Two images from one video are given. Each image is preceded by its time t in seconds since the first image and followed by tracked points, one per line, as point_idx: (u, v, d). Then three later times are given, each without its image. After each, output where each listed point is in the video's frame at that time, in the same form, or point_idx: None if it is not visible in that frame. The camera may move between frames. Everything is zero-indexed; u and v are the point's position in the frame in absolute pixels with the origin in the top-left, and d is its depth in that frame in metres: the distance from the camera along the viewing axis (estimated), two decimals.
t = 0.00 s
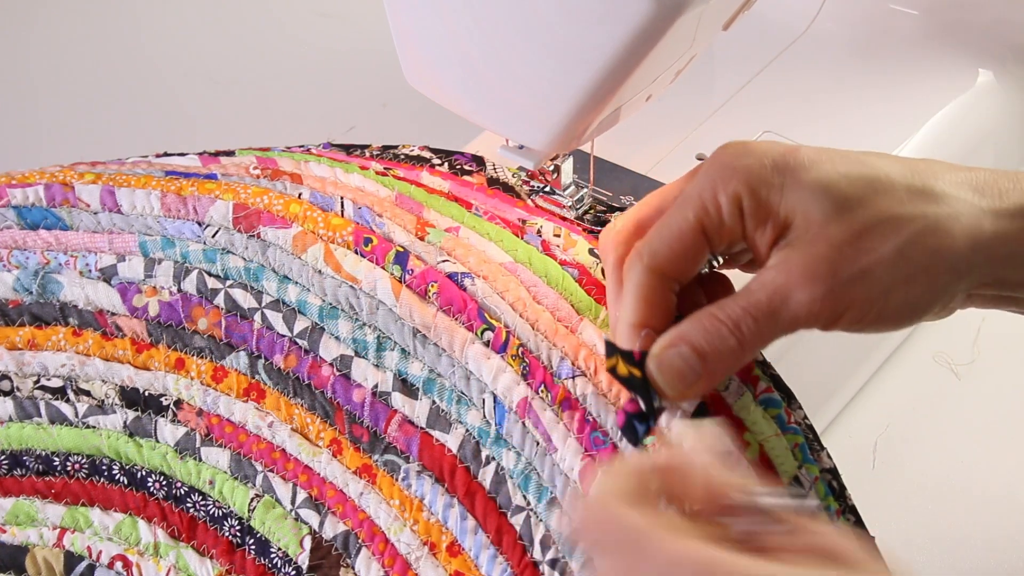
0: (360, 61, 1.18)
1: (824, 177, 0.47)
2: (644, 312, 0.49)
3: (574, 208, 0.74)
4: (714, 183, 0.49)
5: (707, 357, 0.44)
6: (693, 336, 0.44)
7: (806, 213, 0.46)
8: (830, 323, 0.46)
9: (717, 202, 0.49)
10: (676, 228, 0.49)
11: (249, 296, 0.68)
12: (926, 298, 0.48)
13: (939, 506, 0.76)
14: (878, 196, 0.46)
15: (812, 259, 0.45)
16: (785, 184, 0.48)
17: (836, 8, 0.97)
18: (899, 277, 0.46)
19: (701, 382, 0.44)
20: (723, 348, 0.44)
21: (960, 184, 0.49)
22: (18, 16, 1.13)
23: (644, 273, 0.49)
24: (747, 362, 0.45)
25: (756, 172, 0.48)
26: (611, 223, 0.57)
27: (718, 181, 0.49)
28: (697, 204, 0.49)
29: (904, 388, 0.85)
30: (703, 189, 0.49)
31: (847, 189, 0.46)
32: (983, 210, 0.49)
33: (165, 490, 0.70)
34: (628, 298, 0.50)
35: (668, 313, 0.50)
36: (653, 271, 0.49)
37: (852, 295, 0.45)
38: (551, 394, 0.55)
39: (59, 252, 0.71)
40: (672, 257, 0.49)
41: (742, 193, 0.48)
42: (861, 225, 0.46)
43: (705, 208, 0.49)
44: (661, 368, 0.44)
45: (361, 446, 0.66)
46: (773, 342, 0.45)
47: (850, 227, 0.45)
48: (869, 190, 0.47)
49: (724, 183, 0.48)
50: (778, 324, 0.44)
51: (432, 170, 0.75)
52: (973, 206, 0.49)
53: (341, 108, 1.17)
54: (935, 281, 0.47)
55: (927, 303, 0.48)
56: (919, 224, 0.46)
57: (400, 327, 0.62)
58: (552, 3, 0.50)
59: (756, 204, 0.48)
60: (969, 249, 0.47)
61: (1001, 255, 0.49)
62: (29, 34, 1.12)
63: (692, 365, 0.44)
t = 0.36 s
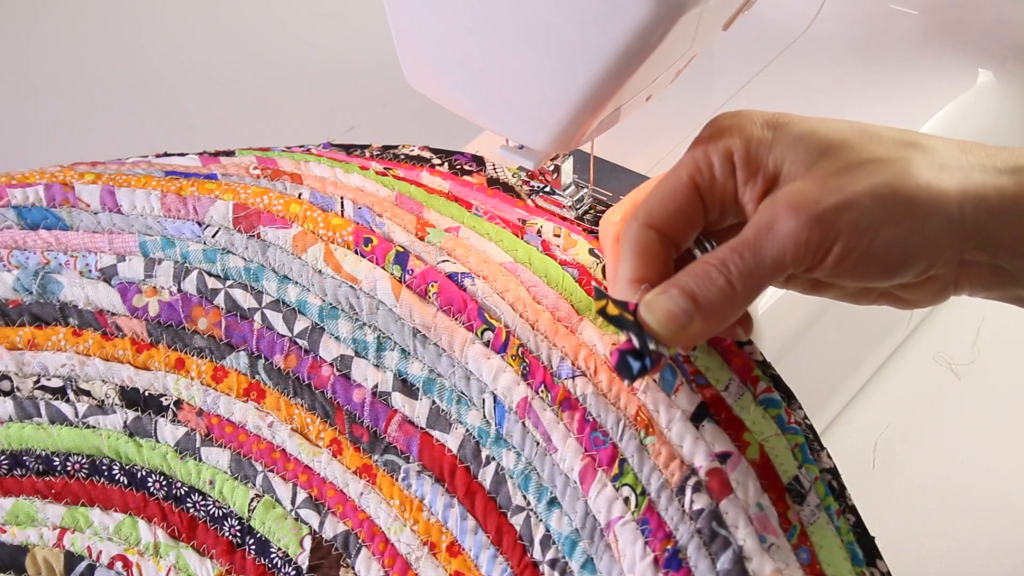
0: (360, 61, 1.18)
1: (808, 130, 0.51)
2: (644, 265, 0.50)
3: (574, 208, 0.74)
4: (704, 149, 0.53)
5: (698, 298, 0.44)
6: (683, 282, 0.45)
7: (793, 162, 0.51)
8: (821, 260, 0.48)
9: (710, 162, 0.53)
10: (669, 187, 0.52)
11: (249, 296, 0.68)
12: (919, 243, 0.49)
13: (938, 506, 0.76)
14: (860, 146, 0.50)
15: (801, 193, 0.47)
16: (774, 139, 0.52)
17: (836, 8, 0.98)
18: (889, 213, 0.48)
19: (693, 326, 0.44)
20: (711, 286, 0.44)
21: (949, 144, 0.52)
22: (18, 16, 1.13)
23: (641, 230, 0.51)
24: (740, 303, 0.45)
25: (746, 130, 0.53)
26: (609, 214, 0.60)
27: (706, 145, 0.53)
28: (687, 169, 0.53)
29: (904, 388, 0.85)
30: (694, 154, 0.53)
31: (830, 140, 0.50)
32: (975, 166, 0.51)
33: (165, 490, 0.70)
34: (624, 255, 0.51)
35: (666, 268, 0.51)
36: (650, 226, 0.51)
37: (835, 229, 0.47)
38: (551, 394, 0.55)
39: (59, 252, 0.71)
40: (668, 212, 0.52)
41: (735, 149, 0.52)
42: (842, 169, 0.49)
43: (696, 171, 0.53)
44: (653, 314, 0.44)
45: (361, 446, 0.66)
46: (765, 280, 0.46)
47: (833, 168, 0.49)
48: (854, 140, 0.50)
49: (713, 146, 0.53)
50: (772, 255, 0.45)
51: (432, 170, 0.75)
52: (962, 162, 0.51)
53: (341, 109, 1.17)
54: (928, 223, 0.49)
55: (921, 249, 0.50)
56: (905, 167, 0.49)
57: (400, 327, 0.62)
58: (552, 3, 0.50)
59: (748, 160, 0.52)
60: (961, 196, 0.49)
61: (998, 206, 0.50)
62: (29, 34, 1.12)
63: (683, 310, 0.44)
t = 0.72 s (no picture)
0: (360, 61, 1.18)
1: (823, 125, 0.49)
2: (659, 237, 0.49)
3: (574, 208, 0.73)
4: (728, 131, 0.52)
5: (715, 269, 0.41)
6: (699, 254, 0.41)
7: (809, 154, 0.49)
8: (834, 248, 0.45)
9: (730, 149, 0.52)
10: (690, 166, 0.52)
11: (248, 296, 0.68)
12: (929, 240, 0.48)
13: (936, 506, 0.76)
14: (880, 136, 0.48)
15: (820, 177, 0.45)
16: (790, 133, 0.50)
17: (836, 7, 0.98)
18: (906, 203, 0.45)
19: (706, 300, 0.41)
20: (729, 259, 0.41)
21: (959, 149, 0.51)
22: (17, 16, 1.13)
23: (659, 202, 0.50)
24: (754, 283, 0.42)
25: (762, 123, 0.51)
26: (614, 200, 0.59)
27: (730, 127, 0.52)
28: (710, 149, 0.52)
29: (902, 389, 0.85)
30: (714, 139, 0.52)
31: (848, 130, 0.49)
32: (985, 172, 0.50)
33: (165, 490, 0.70)
34: (638, 226, 0.50)
35: (679, 240, 0.49)
36: (668, 201, 0.50)
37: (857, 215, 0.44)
38: (551, 394, 0.56)
39: (59, 252, 0.71)
40: (686, 189, 0.51)
41: (753, 140, 0.51)
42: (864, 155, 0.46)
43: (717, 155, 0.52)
44: (666, 282, 0.41)
45: (361, 446, 0.66)
46: (782, 259, 0.42)
47: (852, 158, 0.47)
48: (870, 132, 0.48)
49: (737, 131, 0.51)
50: (790, 236, 0.43)
51: (432, 170, 0.75)
52: (973, 166, 0.50)
53: (340, 109, 1.17)
54: (944, 219, 0.47)
55: (932, 246, 0.48)
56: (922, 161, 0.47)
57: (400, 327, 0.62)
58: (552, 4, 0.50)
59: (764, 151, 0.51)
60: (973, 197, 0.48)
61: (1009, 210, 0.49)
62: (29, 34, 1.12)
63: (699, 281, 0.40)
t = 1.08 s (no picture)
0: (360, 61, 1.18)
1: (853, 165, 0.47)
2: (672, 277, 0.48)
3: (574, 208, 0.73)
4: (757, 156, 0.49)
5: (727, 315, 0.43)
6: (713, 297, 0.43)
7: (834, 196, 0.47)
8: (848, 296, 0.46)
9: (755, 178, 0.49)
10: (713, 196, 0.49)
11: (248, 296, 0.68)
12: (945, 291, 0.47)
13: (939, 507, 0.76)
14: (908, 183, 0.47)
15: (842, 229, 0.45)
16: (818, 171, 0.48)
17: (836, 8, 0.98)
18: (921, 256, 0.46)
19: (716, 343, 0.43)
20: (742, 306, 0.43)
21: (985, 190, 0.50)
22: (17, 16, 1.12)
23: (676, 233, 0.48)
24: (762, 327, 0.44)
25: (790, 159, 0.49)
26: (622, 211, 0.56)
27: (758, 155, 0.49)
28: (735, 175, 0.49)
29: (903, 389, 0.85)
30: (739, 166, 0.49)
31: (877, 174, 0.47)
32: (1008, 219, 0.49)
33: (165, 490, 0.70)
34: (653, 256, 0.48)
35: (692, 278, 0.48)
36: (686, 232, 0.48)
37: (870, 269, 0.45)
38: (551, 394, 0.56)
39: (59, 252, 0.71)
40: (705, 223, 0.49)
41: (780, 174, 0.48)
42: (886, 206, 0.46)
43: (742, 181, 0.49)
44: (678, 320, 0.42)
45: (361, 446, 0.66)
46: (792, 307, 0.44)
47: (875, 208, 0.46)
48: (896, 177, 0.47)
49: (765, 160, 0.49)
50: (802, 289, 0.44)
51: (432, 170, 0.75)
52: (997, 212, 0.49)
53: (340, 109, 1.17)
54: (959, 272, 0.47)
55: (947, 296, 0.48)
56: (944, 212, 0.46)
57: (400, 327, 0.62)
58: (552, 4, 0.50)
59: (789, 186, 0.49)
60: (993, 249, 0.47)
61: None
62: (29, 34, 1.12)
63: (711, 326, 0.43)
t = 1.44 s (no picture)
0: (360, 61, 1.18)
1: (879, 203, 0.48)
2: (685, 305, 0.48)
3: (574, 208, 0.73)
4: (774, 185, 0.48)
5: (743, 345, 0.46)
6: (733, 327, 0.46)
7: (862, 235, 0.47)
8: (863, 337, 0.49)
9: (772, 211, 0.48)
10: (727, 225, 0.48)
11: (249, 296, 0.68)
12: (956, 326, 0.51)
13: (939, 507, 0.76)
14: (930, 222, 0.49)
15: (867, 278, 0.47)
16: (844, 203, 0.47)
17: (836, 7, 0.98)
18: (934, 299, 0.49)
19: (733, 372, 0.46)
20: (761, 343, 0.46)
21: (993, 219, 0.52)
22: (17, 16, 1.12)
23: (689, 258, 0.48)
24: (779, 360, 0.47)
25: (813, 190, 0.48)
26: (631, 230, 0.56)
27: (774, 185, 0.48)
28: (748, 205, 0.48)
29: (903, 389, 0.85)
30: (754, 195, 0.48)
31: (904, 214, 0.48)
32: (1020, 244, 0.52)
33: (165, 490, 0.70)
34: (664, 289, 0.48)
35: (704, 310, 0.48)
36: (696, 265, 0.47)
37: (889, 312, 0.48)
38: (551, 394, 0.56)
39: (59, 252, 0.71)
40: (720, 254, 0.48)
41: (802, 205, 0.48)
42: (909, 248, 0.48)
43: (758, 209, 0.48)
44: (696, 348, 0.46)
45: (361, 446, 0.66)
46: (811, 340, 0.47)
47: (900, 252, 0.48)
48: (919, 217, 0.49)
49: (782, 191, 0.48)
50: (822, 331, 0.47)
51: (432, 170, 0.75)
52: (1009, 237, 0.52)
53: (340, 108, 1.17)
54: (971, 304, 0.50)
55: (960, 325, 0.51)
56: (957, 256, 0.49)
57: (400, 327, 0.62)
58: (552, 3, 0.50)
59: (812, 218, 0.48)
60: (1005, 280, 0.51)
61: None
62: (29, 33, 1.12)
63: (729, 351, 0.45)
